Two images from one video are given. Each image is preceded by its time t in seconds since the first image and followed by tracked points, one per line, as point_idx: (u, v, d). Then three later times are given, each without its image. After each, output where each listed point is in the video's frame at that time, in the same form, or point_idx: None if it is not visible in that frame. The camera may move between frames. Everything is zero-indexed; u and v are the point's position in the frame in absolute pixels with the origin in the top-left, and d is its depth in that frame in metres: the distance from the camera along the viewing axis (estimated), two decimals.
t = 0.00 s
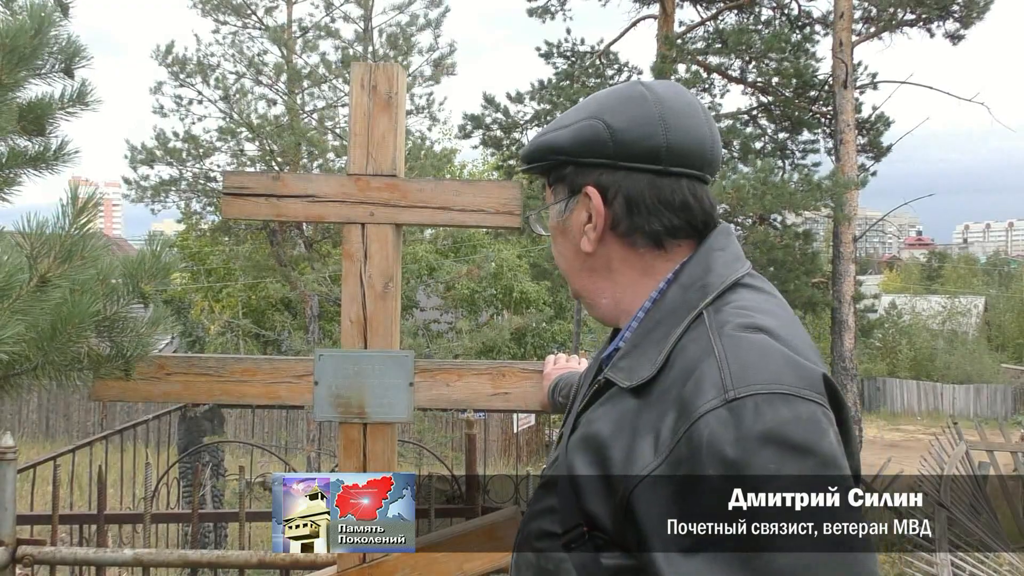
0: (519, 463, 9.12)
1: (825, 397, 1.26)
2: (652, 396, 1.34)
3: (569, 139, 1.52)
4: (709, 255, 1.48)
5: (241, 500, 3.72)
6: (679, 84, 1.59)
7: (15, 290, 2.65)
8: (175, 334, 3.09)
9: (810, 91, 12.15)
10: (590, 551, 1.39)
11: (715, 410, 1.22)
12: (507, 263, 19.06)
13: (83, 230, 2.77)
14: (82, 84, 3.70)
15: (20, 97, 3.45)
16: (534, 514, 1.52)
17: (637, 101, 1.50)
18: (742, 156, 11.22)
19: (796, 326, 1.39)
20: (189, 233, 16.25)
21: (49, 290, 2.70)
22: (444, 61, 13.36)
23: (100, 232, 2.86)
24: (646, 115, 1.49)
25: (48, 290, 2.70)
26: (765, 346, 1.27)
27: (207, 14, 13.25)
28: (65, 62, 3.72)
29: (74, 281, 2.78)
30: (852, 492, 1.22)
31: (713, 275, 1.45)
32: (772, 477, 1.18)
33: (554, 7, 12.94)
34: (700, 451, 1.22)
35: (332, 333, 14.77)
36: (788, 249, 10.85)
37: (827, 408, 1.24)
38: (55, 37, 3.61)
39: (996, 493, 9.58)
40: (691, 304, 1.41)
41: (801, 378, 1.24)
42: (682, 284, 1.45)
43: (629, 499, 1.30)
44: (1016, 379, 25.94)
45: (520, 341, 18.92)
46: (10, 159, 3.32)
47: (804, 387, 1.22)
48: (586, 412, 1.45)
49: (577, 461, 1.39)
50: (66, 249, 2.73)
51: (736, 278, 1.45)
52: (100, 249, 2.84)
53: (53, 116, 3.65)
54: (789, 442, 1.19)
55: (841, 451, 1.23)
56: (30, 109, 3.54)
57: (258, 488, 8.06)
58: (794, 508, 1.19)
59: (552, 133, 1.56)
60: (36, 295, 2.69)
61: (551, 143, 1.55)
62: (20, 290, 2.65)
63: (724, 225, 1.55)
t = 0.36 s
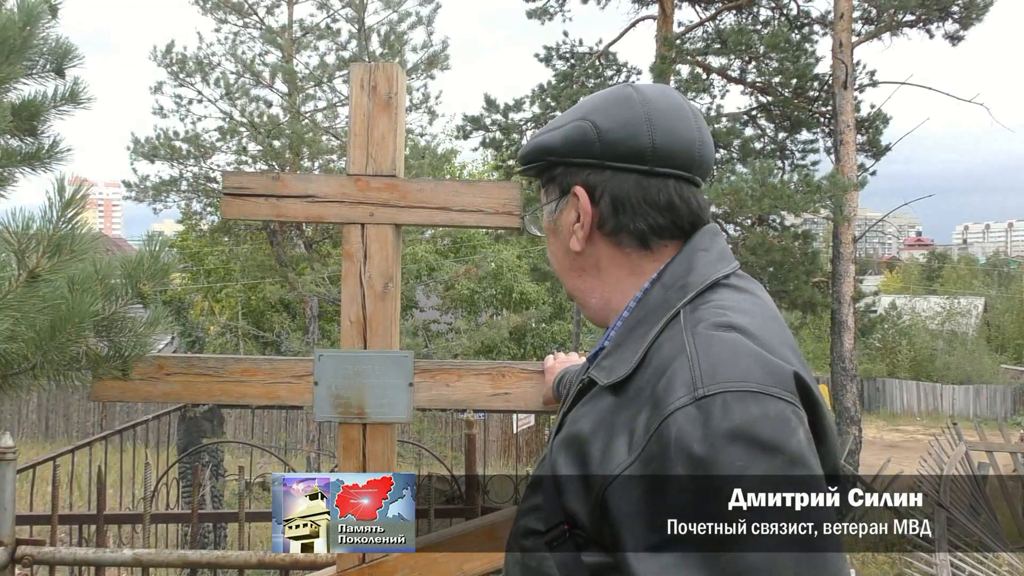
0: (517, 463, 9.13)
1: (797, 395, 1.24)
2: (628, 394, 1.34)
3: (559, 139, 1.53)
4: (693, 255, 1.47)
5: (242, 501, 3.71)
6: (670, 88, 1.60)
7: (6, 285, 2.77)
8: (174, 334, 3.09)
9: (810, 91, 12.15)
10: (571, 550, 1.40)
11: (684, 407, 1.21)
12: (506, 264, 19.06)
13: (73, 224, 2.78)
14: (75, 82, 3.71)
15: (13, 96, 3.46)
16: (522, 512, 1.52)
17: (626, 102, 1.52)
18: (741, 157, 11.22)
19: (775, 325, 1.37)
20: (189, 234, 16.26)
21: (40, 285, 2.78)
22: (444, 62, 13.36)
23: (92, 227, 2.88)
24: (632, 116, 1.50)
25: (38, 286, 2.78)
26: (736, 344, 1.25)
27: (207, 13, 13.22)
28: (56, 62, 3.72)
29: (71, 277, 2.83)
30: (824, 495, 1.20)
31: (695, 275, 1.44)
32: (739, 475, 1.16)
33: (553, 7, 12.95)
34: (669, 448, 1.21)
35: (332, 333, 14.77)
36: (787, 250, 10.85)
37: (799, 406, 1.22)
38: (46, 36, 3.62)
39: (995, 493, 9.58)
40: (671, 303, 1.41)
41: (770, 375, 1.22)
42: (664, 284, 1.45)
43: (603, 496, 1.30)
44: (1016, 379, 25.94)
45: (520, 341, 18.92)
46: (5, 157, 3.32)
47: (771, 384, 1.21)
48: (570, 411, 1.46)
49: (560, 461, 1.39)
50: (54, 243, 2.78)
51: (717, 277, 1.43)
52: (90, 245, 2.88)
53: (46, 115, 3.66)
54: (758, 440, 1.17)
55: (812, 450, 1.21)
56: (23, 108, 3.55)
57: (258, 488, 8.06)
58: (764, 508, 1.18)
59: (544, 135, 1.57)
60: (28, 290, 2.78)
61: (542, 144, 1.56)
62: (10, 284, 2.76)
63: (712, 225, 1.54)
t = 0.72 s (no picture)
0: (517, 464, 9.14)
1: (786, 394, 1.24)
2: (619, 391, 1.35)
3: (559, 138, 1.53)
4: (688, 254, 1.47)
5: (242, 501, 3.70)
6: (669, 88, 1.60)
7: (9, 291, 2.76)
8: (176, 336, 3.09)
9: (809, 92, 12.15)
10: (562, 549, 1.40)
11: (672, 406, 1.22)
12: (506, 265, 19.06)
13: (77, 230, 2.78)
14: (85, 89, 3.71)
15: (22, 101, 3.45)
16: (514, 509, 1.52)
17: (624, 102, 1.52)
18: (741, 157, 11.23)
19: (768, 325, 1.37)
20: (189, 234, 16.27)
21: (43, 292, 2.79)
22: (444, 62, 13.36)
23: (95, 232, 2.88)
24: (631, 116, 1.50)
25: (42, 292, 2.79)
26: (725, 343, 1.26)
27: (208, 14, 13.21)
28: (68, 68, 3.72)
29: (73, 282, 2.84)
30: (814, 497, 1.20)
31: (688, 275, 1.44)
32: (726, 475, 1.17)
33: (553, 8, 12.95)
34: (656, 446, 1.21)
35: (332, 334, 14.77)
36: (787, 250, 10.86)
37: (787, 405, 1.22)
38: (58, 42, 3.61)
39: (995, 493, 9.58)
40: (664, 302, 1.42)
41: (759, 374, 1.22)
42: (658, 283, 1.45)
43: (593, 495, 1.30)
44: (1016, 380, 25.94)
45: (520, 342, 18.93)
46: (12, 163, 3.32)
47: (760, 383, 1.21)
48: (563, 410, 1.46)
49: (552, 461, 1.39)
50: (58, 249, 2.78)
51: (710, 277, 1.44)
52: (95, 251, 2.88)
53: (56, 120, 3.66)
54: (746, 439, 1.17)
55: (801, 449, 1.21)
56: (32, 114, 3.54)
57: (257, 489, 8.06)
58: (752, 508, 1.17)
59: (542, 135, 1.57)
60: (32, 297, 2.78)
61: (541, 144, 1.56)
62: (13, 290, 2.76)
63: (708, 224, 1.54)
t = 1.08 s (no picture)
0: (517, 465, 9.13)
1: (783, 390, 1.24)
2: (617, 389, 1.34)
3: (559, 140, 1.53)
4: (687, 253, 1.47)
5: (242, 502, 3.68)
6: (667, 89, 1.60)
7: (16, 294, 2.67)
8: (176, 339, 3.10)
9: (809, 91, 12.15)
10: (562, 549, 1.39)
11: (669, 402, 1.22)
12: (506, 265, 19.07)
13: (88, 237, 2.78)
14: (91, 98, 3.70)
15: (26, 108, 3.42)
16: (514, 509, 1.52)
17: (623, 102, 1.52)
18: (741, 157, 11.24)
19: (765, 322, 1.37)
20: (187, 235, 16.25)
21: (51, 295, 2.73)
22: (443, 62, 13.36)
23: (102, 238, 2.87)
24: (630, 116, 1.50)
25: (49, 295, 2.72)
26: (723, 339, 1.26)
27: (207, 14, 13.21)
28: (75, 76, 3.69)
29: (76, 286, 2.79)
30: (811, 495, 1.20)
31: (687, 273, 1.44)
32: (724, 470, 1.16)
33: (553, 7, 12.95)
34: (654, 443, 1.21)
35: (332, 334, 14.77)
36: (787, 250, 10.86)
37: (784, 401, 1.22)
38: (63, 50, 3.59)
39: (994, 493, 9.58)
40: (663, 300, 1.41)
41: (756, 370, 1.22)
42: (656, 281, 1.45)
43: (591, 492, 1.30)
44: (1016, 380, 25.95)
45: (520, 342, 18.93)
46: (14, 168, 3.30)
47: (757, 378, 1.21)
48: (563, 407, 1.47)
49: (553, 460, 1.39)
50: (68, 255, 2.74)
51: (708, 275, 1.44)
52: (101, 254, 2.86)
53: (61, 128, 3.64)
54: (743, 434, 1.17)
55: (799, 445, 1.20)
56: (37, 121, 3.51)
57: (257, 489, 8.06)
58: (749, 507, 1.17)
59: (541, 136, 1.57)
60: (38, 299, 2.71)
61: (541, 145, 1.56)
62: (21, 294, 2.68)
63: (707, 223, 1.54)
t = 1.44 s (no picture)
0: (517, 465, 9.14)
1: (789, 389, 1.24)
2: (622, 390, 1.34)
3: (556, 144, 1.53)
4: (688, 254, 1.47)
5: (242, 502, 3.67)
6: (663, 89, 1.60)
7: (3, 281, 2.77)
8: (174, 335, 3.09)
9: (809, 91, 12.15)
10: (568, 549, 1.39)
11: (677, 402, 1.21)
12: (506, 266, 19.08)
13: (65, 218, 2.77)
14: (75, 84, 3.71)
15: (14, 99, 3.44)
16: (520, 510, 1.52)
17: (620, 104, 1.52)
18: (741, 157, 11.23)
19: (769, 321, 1.37)
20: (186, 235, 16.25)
21: (36, 281, 2.77)
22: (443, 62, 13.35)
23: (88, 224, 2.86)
24: (628, 118, 1.51)
25: (34, 281, 2.78)
26: (728, 338, 1.26)
27: (206, 15, 13.20)
28: (57, 65, 3.72)
29: (65, 275, 2.84)
30: (815, 496, 1.20)
31: (689, 273, 1.44)
32: (732, 470, 1.16)
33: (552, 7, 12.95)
34: (661, 442, 1.21)
35: (332, 334, 14.77)
36: (786, 250, 10.86)
37: (790, 399, 1.22)
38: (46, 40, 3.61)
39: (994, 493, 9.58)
40: (666, 300, 1.41)
41: (761, 368, 1.22)
42: (659, 282, 1.45)
43: (598, 493, 1.30)
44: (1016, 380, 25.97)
45: (520, 343, 18.93)
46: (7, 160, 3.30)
47: (763, 377, 1.21)
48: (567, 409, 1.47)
49: (558, 460, 1.39)
50: (45, 239, 2.75)
51: (711, 275, 1.44)
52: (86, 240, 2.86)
53: (47, 117, 3.65)
54: (751, 434, 1.17)
55: (805, 444, 1.20)
56: (24, 111, 3.53)
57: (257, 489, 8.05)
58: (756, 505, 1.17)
59: (538, 140, 1.58)
60: (22, 285, 2.77)
61: (539, 149, 1.56)
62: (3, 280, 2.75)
63: (707, 223, 1.54)
